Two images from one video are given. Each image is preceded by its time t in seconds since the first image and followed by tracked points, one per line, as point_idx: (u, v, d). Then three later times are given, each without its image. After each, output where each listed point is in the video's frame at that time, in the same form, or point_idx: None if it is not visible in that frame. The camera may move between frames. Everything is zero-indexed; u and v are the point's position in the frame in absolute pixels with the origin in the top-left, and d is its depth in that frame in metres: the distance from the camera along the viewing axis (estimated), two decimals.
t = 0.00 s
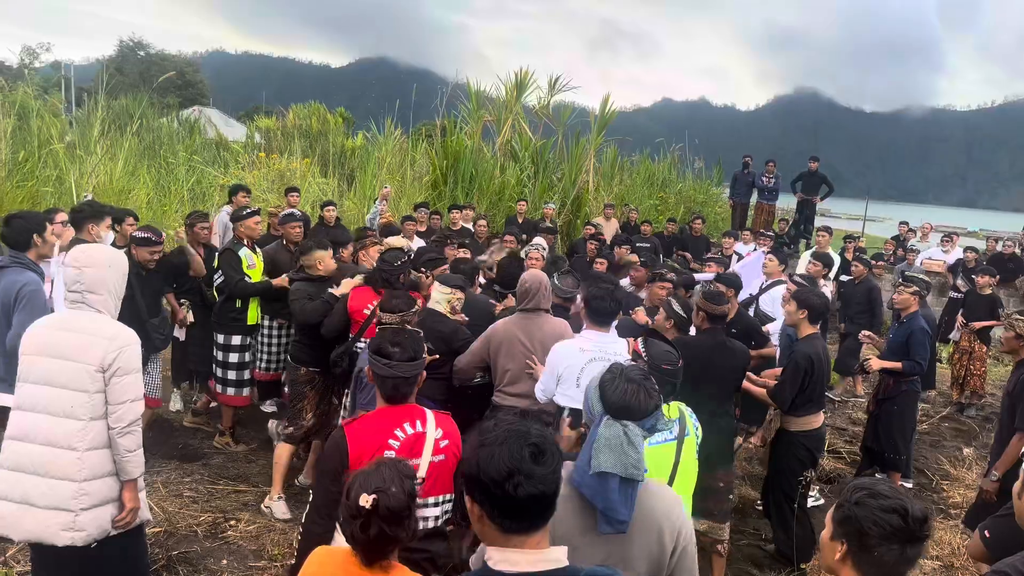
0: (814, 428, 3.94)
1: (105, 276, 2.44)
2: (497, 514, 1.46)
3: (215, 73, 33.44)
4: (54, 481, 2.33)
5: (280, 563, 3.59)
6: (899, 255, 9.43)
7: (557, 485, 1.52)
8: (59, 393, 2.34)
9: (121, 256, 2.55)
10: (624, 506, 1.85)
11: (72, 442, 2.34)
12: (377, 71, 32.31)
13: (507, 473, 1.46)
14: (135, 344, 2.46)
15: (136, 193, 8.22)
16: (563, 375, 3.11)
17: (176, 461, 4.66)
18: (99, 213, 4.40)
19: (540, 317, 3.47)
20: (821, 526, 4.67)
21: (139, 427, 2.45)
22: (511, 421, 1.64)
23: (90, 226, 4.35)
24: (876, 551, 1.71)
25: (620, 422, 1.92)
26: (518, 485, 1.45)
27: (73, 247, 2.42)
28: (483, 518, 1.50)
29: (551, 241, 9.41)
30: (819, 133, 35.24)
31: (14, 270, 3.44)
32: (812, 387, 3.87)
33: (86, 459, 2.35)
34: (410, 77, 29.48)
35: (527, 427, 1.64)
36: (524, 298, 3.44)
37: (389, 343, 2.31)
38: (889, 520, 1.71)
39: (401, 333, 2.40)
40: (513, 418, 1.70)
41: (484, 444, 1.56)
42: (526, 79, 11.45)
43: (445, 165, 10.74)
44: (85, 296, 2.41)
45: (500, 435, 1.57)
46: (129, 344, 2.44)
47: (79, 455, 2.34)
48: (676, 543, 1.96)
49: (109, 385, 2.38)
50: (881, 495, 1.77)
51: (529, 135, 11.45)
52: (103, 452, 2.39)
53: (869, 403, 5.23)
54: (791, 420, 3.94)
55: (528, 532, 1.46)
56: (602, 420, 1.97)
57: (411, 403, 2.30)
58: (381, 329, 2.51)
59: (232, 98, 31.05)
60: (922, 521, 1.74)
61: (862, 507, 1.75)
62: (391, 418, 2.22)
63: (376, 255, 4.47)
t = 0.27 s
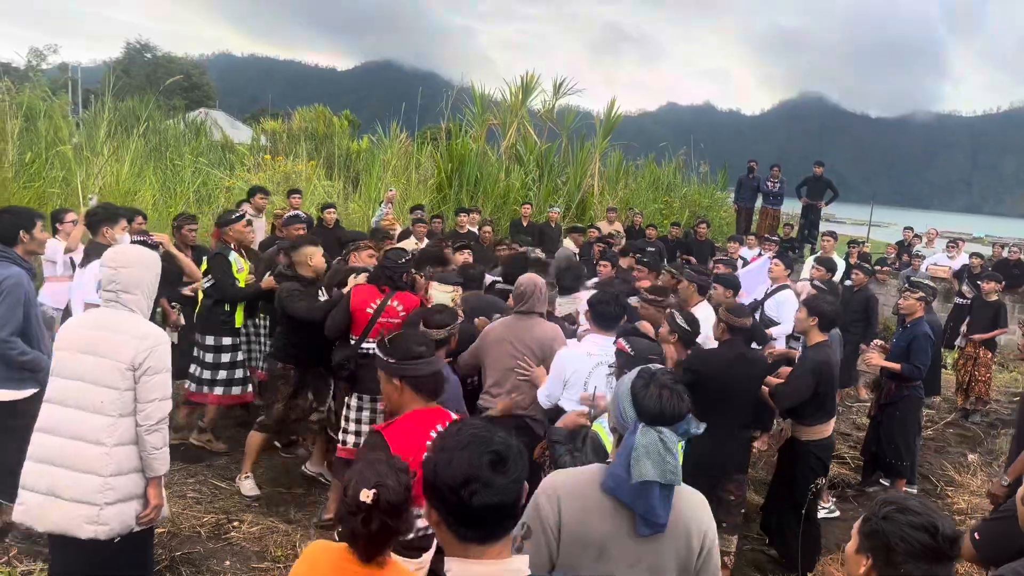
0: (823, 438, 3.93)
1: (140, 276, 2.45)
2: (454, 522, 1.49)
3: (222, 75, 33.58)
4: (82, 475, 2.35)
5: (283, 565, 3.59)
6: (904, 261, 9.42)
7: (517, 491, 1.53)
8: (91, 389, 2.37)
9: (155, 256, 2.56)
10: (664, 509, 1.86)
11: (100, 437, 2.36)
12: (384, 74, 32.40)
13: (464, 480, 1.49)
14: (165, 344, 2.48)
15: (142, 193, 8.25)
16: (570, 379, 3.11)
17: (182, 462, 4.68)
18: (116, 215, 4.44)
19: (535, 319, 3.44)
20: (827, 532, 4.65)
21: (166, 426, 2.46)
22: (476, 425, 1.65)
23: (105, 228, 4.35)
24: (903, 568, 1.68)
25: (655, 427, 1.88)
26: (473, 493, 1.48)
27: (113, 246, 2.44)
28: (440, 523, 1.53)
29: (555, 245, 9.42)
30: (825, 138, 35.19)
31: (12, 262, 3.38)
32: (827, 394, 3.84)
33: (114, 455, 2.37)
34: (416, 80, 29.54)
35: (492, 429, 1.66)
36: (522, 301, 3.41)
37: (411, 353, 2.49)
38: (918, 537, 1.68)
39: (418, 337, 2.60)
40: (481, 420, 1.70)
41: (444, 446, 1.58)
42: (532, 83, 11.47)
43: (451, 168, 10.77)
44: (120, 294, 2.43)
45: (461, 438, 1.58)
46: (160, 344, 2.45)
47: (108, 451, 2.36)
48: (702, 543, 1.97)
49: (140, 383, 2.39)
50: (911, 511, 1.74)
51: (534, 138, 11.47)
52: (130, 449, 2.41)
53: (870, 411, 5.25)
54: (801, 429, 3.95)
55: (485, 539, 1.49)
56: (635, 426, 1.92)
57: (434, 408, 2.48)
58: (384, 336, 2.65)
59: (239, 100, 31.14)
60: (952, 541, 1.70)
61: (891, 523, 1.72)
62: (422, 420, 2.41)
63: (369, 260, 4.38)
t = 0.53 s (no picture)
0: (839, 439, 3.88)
1: (161, 270, 2.50)
2: (410, 528, 1.42)
3: (221, 75, 33.60)
4: (113, 466, 2.45)
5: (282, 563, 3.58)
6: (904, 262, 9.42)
7: (477, 501, 1.44)
8: (119, 382, 2.45)
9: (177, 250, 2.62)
10: (644, 509, 1.84)
11: (130, 429, 2.46)
12: (384, 74, 32.41)
13: (419, 485, 1.41)
14: (188, 337, 2.55)
15: (141, 192, 8.26)
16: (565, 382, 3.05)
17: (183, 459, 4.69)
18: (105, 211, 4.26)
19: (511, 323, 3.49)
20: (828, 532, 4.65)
21: (190, 417, 2.55)
22: (441, 430, 1.59)
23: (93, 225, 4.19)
24: None
25: (642, 424, 1.86)
26: (428, 499, 1.40)
27: (134, 241, 2.50)
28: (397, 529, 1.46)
29: (554, 244, 9.41)
30: (824, 139, 35.20)
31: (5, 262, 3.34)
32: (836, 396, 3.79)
33: (142, 446, 2.47)
34: (416, 80, 29.55)
35: (456, 433, 1.60)
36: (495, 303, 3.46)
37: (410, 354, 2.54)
38: (929, 549, 1.67)
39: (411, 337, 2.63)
40: (449, 428, 1.64)
41: (403, 449, 1.52)
42: (531, 83, 11.48)
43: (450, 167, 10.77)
44: (143, 288, 2.49)
45: (420, 442, 1.52)
46: (184, 339, 2.53)
47: (136, 442, 2.46)
48: (693, 542, 1.95)
49: (165, 377, 2.48)
50: (923, 522, 1.74)
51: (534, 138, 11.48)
52: (157, 439, 2.52)
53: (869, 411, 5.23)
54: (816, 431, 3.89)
55: (441, 547, 1.41)
56: (621, 422, 1.91)
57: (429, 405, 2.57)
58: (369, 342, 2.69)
59: (238, 100, 31.14)
60: (964, 553, 1.69)
61: (901, 534, 1.72)
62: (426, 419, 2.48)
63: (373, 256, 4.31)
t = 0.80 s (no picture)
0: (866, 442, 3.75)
1: (168, 265, 2.51)
2: (382, 532, 1.36)
3: (215, 72, 33.50)
4: (124, 459, 2.47)
5: (279, 558, 3.57)
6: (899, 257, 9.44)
7: (453, 507, 1.37)
8: (129, 376, 2.47)
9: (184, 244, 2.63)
10: (628, 501, 1.84)
11: (139, 423, 2.47)
12: (379, 70, 32.37)
13: (390, 489, 1.35)
14: (197, 333, 2.55)
15: (136, 188, 8.23)
16: (552, 382, 3.06)
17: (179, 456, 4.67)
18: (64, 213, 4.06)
19: (512, 316, 3.47)
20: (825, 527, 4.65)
21: (200, 412, 2.56)
22: (427, 433, 1.51)
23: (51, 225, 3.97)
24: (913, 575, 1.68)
25: (622, 416, 1.87)
26: (399, 504, 1.33)
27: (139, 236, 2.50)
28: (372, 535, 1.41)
29: (550, 240, 9.40)
30: (819, 135, 35.25)
31: None
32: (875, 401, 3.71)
33: (151, 441, 2.48)
34: (411, 76, 29.51)
35: (439, 437, 1.54)
36: (492, 296, 3.45)
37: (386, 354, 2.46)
38: (929, 544, 1.67)
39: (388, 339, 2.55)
40: (438, 431, 1.57)
41: (381, 451, 1.45)
42: (526, 79, 11.47)
43: (445, 163, 10.76)
44: (151, 282, 2.51)
45: (398, 443, 1.46)
46: (192, 334, 2.52)
47: (145, 437, 2.47)
48: (680, 535, 1.95)
49: (174, 371, 2.48)
50: (923, 516, 1.74)
51: (529, 134, 11.47)
52: (165, 433, 2.52)
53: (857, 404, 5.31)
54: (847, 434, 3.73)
55: (414, 557, 1.35)
56: (603, 415, 1.91)
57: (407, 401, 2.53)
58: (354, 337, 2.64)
59: (233, 97, 31.07)
60: (966, 549, 1.69)
61: (902, 530, 1.72)
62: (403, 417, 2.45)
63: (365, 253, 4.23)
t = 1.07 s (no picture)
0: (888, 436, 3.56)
1: (161, 260, 2.52)
2: (391, 546, 1.34)
3: (208, 67, 33.35)
4: (117, 456, 2.47)
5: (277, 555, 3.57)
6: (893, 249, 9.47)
7: (464, 516, 1.34)
8: (122, 372, 2.46)
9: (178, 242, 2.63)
10: (616, 495, 1.83)
11: (132, 419, 2.46)
12: (372, 64, 32.26)
13: (396, 499, 1.31)
14: (190, 328, 2.55)
15: (129, 184, 8.18)
16: (552, 383, 3.05)
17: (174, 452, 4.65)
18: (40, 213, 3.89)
19: (527, 321, 3.31)
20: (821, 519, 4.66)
21: (192, 408, 2.55)
22: (435, 433, 1.46)
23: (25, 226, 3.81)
24: (910, 560, 1.68)
25: (605, 411, 1.87)
26: (407, 514, 1.30)
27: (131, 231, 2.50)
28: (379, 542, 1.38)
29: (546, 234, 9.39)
30: (812, 128, 35.28)
31: None
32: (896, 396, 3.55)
33: (143, 439, 2.47)
34: (404, 70, 29.42)
35: (452, 440, 1.46)
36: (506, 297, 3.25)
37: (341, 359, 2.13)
38: (928, 529, 1.68)
39: (354, 344, 2.20)
40: (445, 429, 1.51)
41: (385, 457, 1.40)
42: (520, 72, 11.45)
43: (440, 157, 10.73)
44: (144, 277, 2.51)
45: (404, 450, 1.40)
46: (184, 330, 2.52)
47: (138, 434, 2.47)
48: (665, 531, 1.94)
49: (166, 366, 2.47)
50: (924, 502, 1.75)
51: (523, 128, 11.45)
52: (158, 430, 2.51)
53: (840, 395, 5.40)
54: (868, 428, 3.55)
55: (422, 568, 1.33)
56: (586, 411, 1.92)
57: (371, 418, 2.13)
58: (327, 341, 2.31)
59: (225, 91, 30.94)
60: (967, 535, 1.68)
61: (902, 514, 1.74)
62: (354, 436, 2.02)
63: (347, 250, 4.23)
